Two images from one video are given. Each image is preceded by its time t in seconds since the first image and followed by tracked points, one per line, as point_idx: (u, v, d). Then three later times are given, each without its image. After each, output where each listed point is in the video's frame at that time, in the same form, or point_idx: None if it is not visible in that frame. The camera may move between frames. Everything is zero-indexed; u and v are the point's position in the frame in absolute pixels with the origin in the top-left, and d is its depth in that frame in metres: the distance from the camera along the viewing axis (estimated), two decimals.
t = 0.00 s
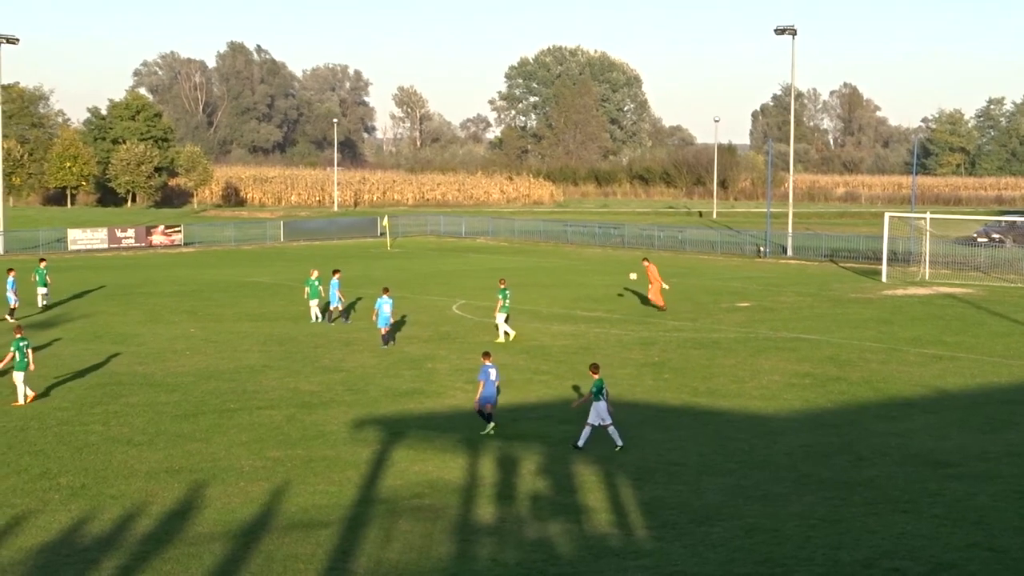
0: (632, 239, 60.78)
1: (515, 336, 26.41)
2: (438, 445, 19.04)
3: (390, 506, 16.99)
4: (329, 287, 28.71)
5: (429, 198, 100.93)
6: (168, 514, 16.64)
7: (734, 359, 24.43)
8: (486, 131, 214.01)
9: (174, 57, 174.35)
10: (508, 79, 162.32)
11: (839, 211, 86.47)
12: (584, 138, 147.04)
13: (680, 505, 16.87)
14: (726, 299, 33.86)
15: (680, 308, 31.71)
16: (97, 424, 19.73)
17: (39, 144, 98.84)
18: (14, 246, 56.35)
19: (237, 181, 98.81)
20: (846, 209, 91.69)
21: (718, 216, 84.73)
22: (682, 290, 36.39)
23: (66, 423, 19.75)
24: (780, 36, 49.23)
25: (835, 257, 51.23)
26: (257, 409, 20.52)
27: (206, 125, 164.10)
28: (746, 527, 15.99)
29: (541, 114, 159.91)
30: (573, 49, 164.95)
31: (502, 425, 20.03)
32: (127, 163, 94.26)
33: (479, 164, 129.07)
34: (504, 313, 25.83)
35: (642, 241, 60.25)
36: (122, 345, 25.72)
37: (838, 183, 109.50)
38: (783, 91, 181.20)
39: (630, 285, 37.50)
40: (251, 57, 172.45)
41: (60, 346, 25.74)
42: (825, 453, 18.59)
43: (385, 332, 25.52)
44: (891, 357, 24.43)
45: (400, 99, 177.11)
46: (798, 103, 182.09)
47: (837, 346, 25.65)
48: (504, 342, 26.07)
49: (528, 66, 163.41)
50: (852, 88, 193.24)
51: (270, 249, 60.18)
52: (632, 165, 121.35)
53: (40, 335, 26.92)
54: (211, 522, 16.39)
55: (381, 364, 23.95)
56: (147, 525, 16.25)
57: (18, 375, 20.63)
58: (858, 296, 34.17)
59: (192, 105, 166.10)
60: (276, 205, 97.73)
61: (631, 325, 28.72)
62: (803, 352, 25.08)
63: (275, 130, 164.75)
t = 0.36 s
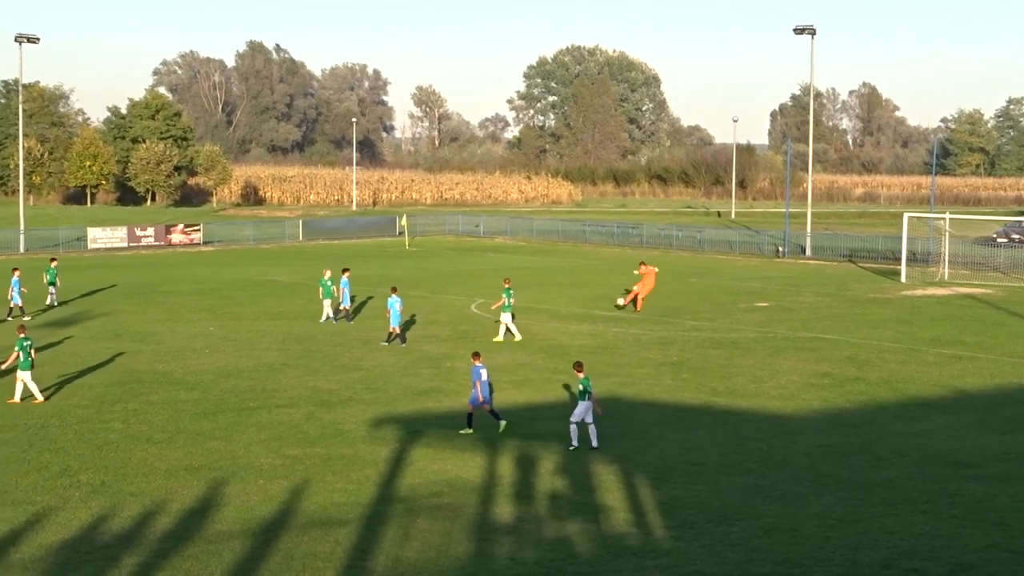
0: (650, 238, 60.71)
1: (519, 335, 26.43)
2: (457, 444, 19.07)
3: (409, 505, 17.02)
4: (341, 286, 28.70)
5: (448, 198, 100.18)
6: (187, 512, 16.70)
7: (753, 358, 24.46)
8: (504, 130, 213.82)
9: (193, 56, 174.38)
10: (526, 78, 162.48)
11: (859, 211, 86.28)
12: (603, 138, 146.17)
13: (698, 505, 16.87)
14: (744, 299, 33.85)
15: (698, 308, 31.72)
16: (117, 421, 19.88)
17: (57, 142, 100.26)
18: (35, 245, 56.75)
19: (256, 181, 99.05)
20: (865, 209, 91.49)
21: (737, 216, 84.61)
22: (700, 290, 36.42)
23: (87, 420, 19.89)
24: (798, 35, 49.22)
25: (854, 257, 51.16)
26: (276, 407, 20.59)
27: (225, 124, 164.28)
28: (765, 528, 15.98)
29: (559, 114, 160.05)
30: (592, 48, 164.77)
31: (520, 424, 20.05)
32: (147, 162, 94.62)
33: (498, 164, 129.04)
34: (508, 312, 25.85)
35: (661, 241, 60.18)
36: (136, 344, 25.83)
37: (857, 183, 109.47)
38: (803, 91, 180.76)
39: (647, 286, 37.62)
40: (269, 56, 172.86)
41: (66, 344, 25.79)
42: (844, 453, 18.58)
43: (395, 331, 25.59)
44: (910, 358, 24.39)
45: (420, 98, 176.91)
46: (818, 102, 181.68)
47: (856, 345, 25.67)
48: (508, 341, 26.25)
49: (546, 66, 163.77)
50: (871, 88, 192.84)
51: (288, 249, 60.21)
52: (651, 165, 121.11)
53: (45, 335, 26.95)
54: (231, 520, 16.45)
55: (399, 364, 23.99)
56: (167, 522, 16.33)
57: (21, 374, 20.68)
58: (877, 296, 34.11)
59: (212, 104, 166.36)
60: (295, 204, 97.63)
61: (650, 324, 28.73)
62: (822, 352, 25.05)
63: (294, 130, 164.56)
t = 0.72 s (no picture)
0: (753, 235, 60.35)
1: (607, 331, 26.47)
2: (561, 440, 19.19)
3: (513, 501, 17.09)
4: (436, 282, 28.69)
5: (550, 194, 100.49)
6: (296, 504, 16.86)
7: (859, 357, 24.39)
8: (607, 127, 214.28)
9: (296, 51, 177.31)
10: (627, 74, 162.01)
11: (968, 209, 84.96)
12: (705, 134, 145.76)
13: (804, 504, 16.80)
14: (850, 296, 33.77)
15: (802, 305, 31.79)
16: (224, 415, 20.22)
17: (164, 137, 99.59)
18: (142, 240, 58.39)
19: (360, 177, 101.11)
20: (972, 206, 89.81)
21: (842, 213, 83.89)
22: (806, 286, 36.39)
23: (195, 413, 20.29)
24: (905, 30, 48.92)
25: (961, 254, 50.61)
26: (381, 402, 20.79)
27: (329, 119, 167.83)
28: (872, 527, 15.88)
29: (662, 110, 160.04)
30: (694, 44, 163.65)
31: (625, 420, 20.16)
32: (252, 157, 95.69)
33: (601, 160, 130.95)
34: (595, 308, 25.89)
35: (764, 237, 59.78)
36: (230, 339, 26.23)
37: (964, 181, 108.15)
38: (907, 87, 179.25)
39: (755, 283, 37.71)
40: (372, 52, 175.22)
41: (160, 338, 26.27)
42: (951, 454, 18.43)
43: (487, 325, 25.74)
44: (1021, 358, 24.10)
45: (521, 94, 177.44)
46: (924, 98, 180.03)
47: (963, 345, 25.43)
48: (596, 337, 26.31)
49: (648, 61, 163.08)
50: (977, 84, 189.78)
51: (390, 244, 61.07)
52: (753, 161, 120.83)
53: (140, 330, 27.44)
54: (338, 513, 16.59)
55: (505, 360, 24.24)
56: (275, 515, 16.49)
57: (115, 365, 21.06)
58: (986, 296, 33.65)
59: (315, 100, 170.00)
60: (398, 199, 99.00)
61: (754, 321, 28.88)
62: (929, 352, 24.87)
63: (396, 125, 166.80)
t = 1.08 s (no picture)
0: (942, 224, 59.55)
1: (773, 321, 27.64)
2: (745, 431, 19.34)
3: (697, 490, 17.09)
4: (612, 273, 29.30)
5: (734, 182, 102.37)
6: (480, 491, 17.04)
7: None
8: (790, 117, 213.61)
9: (478, 42, 189.77)
10: (814, 64, 165.96)
11: None
12: (891, 123, 145.02)
13: (993, 499, 16.43)
14: None
15: (993, 299, 31.82)
16: (409, 402, 20.72)
17: (350, 127, 105.15)
18: (329, 228, 61.77)
19: (543, 166, 106.26)
20: None
21: None
22: (999, 280, 36.30)
23: (381, 399, 20.85)
24: None
25: None
26: (564, 391, 21.12)
27: (514, 109, 180.90)
28: None
29: (846, 99, 163.60)
30: (881, 32, 166.63)
31: (811, 412, 20.33)
32: (436, 147, 101.50)
33: (785, 147, 131.72)
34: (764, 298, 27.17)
35: (954, 228, 58.90)
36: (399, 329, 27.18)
37: None
38: None
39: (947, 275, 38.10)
40: (556, 42, 187.33)
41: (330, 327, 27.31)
42: None
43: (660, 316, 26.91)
44: None
45: (705, 84, 183.35)
46: None
47: None
48: (764, 326, 27.36)
49: (834, 50, 166.89)
50: None
51: (573, 232, 63.79)
52: (942, 150, 118.78)
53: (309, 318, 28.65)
54: (521, 500, 16.74)
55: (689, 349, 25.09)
56: (458, 501, 16.68)
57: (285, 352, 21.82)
58: None
59: (499, 90, 182.18)
60: (581, 187, 103.20)
61: (940, 313, 29.37)
62: None
63: (578, 115, 178.02)
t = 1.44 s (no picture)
0: None
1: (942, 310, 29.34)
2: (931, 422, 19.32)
3: (882, 478, 16.89)
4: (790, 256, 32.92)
5: (922, 167, 109.48)
6: (661, 475, 17.13)
7: None
8: (980, 101, 206.30)
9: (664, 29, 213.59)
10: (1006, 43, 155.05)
11: None
12: None
13: None
14: None
15: None
16: (591, 386, 21.64)
17: (532, 112, 120.26)
18: (517, 211, 68.94)
19: (727, 151, 118.55)
20: None
21: None
22: None
23: (564, 383, 21.90)
24: None
25: None
26: (746, 379, 21.86)
27: (698, 93, 198.54)
28: None
29: None
30: None
31: (997, 402, 20.31)
32: (620, 131, 112.30)
33: (977, 132, 128.22)
34: (933, 286, 28.77)
35: None
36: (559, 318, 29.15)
37: None
38: None
39: None
40: (738, 26, 204.61)
41: (489, 317, 29.47)
42: None
43: (831, 299, 29.40)
44: None
45: (893, 67, 193.22)
46: None
47: None
48: (929, 316, 29.04)
49: None
50: None
51: (753, 216, 67.44)
52: None
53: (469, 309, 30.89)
54: (702, 485, 16.76)
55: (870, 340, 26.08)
56: (640, 485, 16.80)
57: (452, 335, 23.69)
58: None
59: (683, 74, 202.49)
60: (766, 171, 115.50)
61: None
62: None
63: (762, 99, 191.88)
